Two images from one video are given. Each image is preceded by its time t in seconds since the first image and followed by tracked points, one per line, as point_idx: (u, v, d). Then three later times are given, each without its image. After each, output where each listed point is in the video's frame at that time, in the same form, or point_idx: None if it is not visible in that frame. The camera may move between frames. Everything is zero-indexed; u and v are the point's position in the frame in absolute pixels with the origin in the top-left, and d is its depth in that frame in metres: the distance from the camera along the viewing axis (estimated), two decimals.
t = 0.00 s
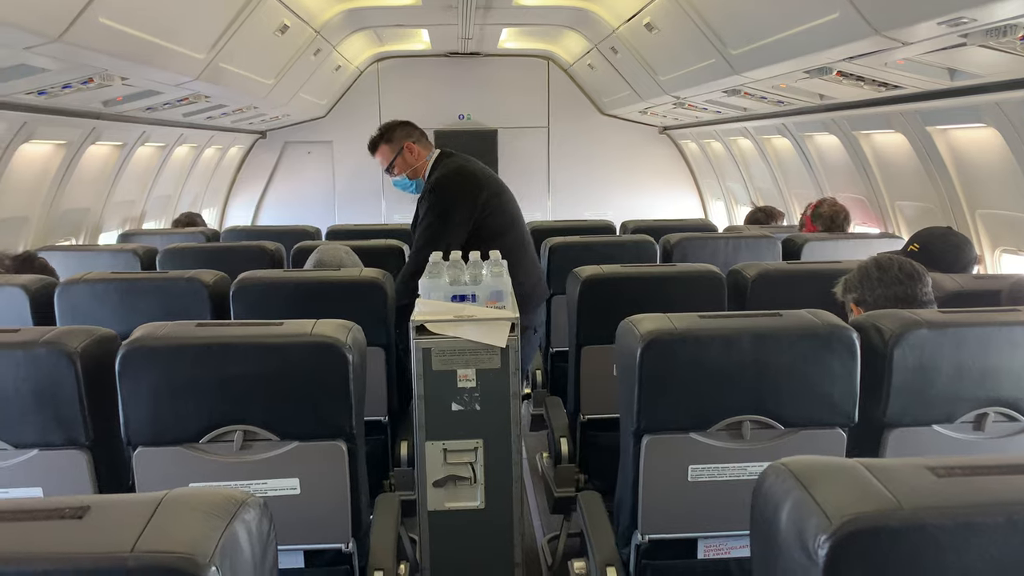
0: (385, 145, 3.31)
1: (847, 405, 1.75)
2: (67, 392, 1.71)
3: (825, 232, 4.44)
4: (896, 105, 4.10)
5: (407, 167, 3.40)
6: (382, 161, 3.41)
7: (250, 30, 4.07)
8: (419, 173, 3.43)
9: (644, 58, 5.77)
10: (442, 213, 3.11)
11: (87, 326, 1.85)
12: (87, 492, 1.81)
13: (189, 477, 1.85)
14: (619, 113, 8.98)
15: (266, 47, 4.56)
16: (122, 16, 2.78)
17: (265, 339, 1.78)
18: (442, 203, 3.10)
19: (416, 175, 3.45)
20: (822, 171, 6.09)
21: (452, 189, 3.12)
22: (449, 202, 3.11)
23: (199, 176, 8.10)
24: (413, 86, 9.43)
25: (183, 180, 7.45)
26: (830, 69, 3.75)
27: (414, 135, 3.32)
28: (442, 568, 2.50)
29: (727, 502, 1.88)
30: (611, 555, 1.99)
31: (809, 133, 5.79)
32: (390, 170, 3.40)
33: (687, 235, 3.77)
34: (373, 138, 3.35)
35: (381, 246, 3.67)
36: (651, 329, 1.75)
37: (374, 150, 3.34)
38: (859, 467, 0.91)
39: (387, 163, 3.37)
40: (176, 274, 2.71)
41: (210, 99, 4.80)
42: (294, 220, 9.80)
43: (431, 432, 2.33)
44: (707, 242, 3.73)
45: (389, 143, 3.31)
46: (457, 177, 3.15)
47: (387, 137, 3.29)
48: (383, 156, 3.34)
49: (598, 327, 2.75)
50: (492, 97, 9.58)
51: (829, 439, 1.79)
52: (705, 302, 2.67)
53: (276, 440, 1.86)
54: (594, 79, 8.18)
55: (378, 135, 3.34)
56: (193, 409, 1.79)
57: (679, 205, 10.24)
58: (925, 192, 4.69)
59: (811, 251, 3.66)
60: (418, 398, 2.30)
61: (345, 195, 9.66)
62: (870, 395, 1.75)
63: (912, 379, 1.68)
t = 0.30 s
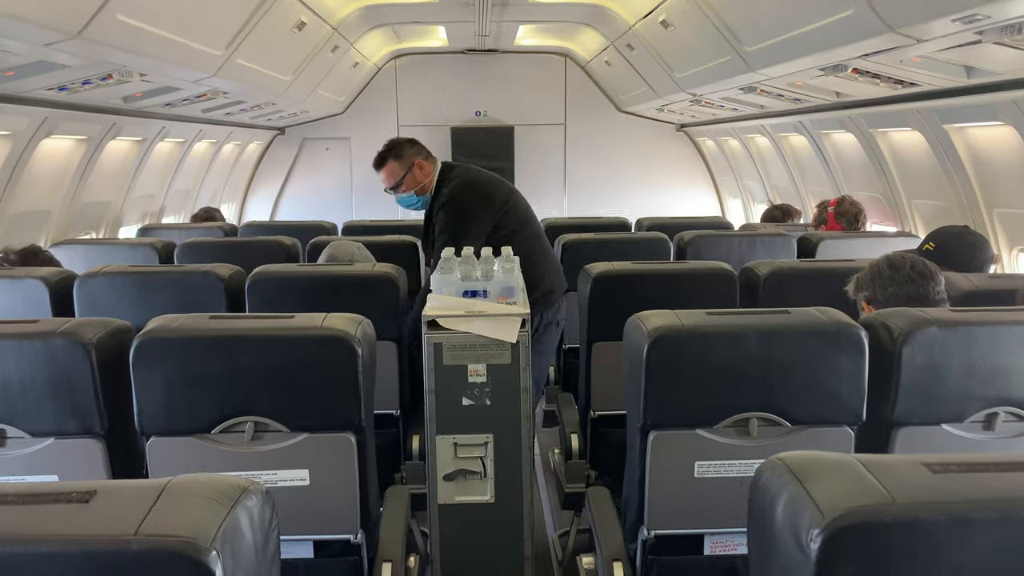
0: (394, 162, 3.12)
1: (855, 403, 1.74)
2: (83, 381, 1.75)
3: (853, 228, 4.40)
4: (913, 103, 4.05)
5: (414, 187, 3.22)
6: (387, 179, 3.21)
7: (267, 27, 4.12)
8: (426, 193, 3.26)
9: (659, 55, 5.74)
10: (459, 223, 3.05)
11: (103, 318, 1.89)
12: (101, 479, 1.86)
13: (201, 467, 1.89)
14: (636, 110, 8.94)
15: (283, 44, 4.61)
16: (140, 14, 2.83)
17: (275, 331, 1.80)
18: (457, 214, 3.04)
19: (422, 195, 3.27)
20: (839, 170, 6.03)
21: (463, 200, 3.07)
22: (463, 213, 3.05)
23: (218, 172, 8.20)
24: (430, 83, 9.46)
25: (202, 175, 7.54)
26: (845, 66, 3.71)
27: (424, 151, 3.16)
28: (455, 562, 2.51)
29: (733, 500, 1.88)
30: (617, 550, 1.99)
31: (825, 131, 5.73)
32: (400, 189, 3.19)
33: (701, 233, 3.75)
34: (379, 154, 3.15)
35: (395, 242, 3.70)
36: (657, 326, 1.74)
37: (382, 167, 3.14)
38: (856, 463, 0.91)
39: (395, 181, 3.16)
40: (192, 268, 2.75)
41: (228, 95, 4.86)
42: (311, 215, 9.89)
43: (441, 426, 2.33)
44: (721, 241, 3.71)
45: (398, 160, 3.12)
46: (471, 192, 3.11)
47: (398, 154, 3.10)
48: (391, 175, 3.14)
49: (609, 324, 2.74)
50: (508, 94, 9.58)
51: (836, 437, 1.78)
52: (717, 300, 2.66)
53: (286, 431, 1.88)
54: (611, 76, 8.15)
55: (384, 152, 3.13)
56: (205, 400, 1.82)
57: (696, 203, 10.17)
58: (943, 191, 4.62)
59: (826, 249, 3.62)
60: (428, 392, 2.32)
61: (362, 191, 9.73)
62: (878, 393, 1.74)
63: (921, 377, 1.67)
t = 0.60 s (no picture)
0: (475, 90, 2.80)
1: (862, 397, 1.73)
2: (97, 371, 1.80)
3: (870, 222, 4.34)
4: (930, 96, 3.99)
5: (488, 118, 2.93)
6: (463, 115, 2.83)
7: (282, 23, 4.16)
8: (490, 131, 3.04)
9: (674, 48, 5.71)
10: (540, 187, 3.21)
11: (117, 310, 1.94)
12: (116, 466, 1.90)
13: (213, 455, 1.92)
14: (652, 104, 8.90)
15: (299, 40, 4.66)
16: (155, 10, 2.88)
17: (285, 322, 1.83)
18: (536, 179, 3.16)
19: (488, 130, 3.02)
20: (856, 163, 5.95)
21: (541, 163, 3.21)
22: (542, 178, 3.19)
23: (236, 168, 8.30)
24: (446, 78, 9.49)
25: (220, 171, 7.64)
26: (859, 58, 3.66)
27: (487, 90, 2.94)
28: (467, 555, 2.49)
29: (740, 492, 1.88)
30: (624, 542, 2.00)
31: (841, 125, 5.66)
32: (476, 125, 2.87)
33: (714, 227, 3.72)
34: (454, 87, 2.77)
35: (408, 236, 3.72)
36: (663, 317, 1.74)
37: (467, 99, 2.78)
38: (848, 451, 0.93)
39: (479, 111, 2.84)
40: (208, 261, 2.80)
41: (245, 91, 4.92)
42: (329, 210, 9.97)
43: (452, 417, 2.32)
44: (735, 235, 3.68)
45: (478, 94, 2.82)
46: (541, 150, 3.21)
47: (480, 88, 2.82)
48: (476, 105, 2.81)
49: (619, 318, 2.74)
50: (525, 89, 9.58)
51: (843, 430, 1.77)
52: (727, 293, 2.64)
53: (296, 420, 1.91)
54: (627, 70, 8.12)
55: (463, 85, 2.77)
56: (216, 389, 1.86)
57: (713, 198, 10.10)
58: (959, 185, 4.55)
59: (841, 243, 3.59)
60: (439, 384, 2.30)
61: (379, 186, 9.79)
62: (886, 386, 1.73)
63: (930, 371, 1.66)
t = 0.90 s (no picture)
0: (528, 82, 2.71)
1: (865, 393, 1.74)
2: (109, 367, 1.83)
3: (877, 220, 4.32)
4: (937, 93, 3.97)
5: (538, 114, 2.82)
6: (512, 105, 2.73)
7: (291, 24, 4.20)
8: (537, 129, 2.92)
9: (681, 46, 5.70)
10: (575, 187, 2.99)
11: (128, 307, 1.97)
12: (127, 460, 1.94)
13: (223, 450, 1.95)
14: (660, 102, 8.88)
15: (307, 41, 4.69)
16: (165, 12, 2.92)
17: (293, 319, 1.85)
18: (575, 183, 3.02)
19: (535, 127, 2.90)
20: (864, 161, 5.92)
21: (581, 166, 3.03)
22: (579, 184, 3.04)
23: (247, 168, 8.37)
24: (455, 78, 9.51)
25: (231, 170, 7.71)
26: (865, 55, 3.65)
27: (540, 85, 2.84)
28: (474, 550, 2.51)
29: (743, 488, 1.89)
30: (629, 537, 2.01)
31: (849, 122, 5.63)
32: (524, 117, 2.76)
33: (722, 225, 3.70)
34: (507, 75, 2.68)
35: (416, 234, 3.74)
36: (667, 314, 1.75)
37: (518, 88, 2.68)
38: (843, 445, 0.95)
39: (529, 104, 2.73)
40: (218, 259, 2.83)
41: (255, 91, 4.96)
42: (338, 209, 10.03)
43: (459, 414, 2.33)
44: (742, 232, 3.67)
45: (531, 86, 2.73)
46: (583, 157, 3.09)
47: (533, 81, 2.73)
48: (527, 97, 2.70)
49: (624, 315, 2.75)
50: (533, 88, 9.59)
51: (846, 425, 1.78)
52: (733, 291, 2.65)
53: (304, 416, 1.94)
54: (635, 68, 8.11)
55: (516, 74, 2.68)
56: (225, 385, 1.88)
57: (722, 196, 10.07)
58: (967, 182, 4.53)
59: (848, 241, 3.58)
60: (446, 381, 2.32)
61: (388, 185, 9.83)
62: (889, 382, 1.73)
63: (932, 367, 1.66)
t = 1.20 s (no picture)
0: (539, 83, 2.75)
1: (869, 390, 1.75)
2: (120, 364, 1.85)
3: (882, 219, 4.32)
4: (941, 92, 3.97)
5: (550, 114, 2.85)
6: (524, 106, 2.76)
7: (298, 25, 4.23)
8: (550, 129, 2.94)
9: (686, 46, 5.71)
10: (593, 190, 3.02)
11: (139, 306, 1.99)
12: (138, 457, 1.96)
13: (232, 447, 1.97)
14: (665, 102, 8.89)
15: (314, 42, 4.72)
16: (175, 14, 2.95)
17: (301, 317, 1.87)
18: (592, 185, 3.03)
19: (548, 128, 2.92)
20: (869, 160, 5.92)
21: (598, 167, 3.04)
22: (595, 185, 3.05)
23: (253, 168, 8.41)
24: (459, 78, 9.54)
25: (237, 171, 7.75)
26: (869, 55, 3.66)
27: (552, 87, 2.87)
28: (480, 548, 2.53)
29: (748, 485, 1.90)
30: (634, 534, 2.03)
31: (854, 122, 5.63)
32: (536, 118, 2.78)
33: (726, 224, 3.72)
34: (519, 76, 2.73)
35: (422, 234, 3.76)
36: (672, 313, 1.76)
37: (530, 88, 2.72)
38: (846, 440, 0.97)
39: (541, 104, 2.76)
40: (226, 259, 2.86)
41: (262, 92, 4.99)
42: (344, 209, 10.06)
43: (465, 413, 2.34)
44: (747, 232, 3.68)
45: (542, 87, 2.77)
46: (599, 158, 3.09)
47: (545, 80, 2.77)
48: (539, 96, 2.74)
49: (629, 314, 2.76)
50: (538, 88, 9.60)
51: (849, 422, 1.79)
52: (738, 290, 2.66)
53: (313, 413, 1.96)
54: (640, 68, 8.12)
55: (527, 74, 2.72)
56: (234, 383, 1.91)
57: (727, 195, 10.07)
58: (972, 181, 4.53)
59: (853, 240, 3.59)
60: (452, 380, 2.33)
61: (393, 185, 9.86)
62: (892, 379, 1.75)
63: (936, 365, 1.67)
